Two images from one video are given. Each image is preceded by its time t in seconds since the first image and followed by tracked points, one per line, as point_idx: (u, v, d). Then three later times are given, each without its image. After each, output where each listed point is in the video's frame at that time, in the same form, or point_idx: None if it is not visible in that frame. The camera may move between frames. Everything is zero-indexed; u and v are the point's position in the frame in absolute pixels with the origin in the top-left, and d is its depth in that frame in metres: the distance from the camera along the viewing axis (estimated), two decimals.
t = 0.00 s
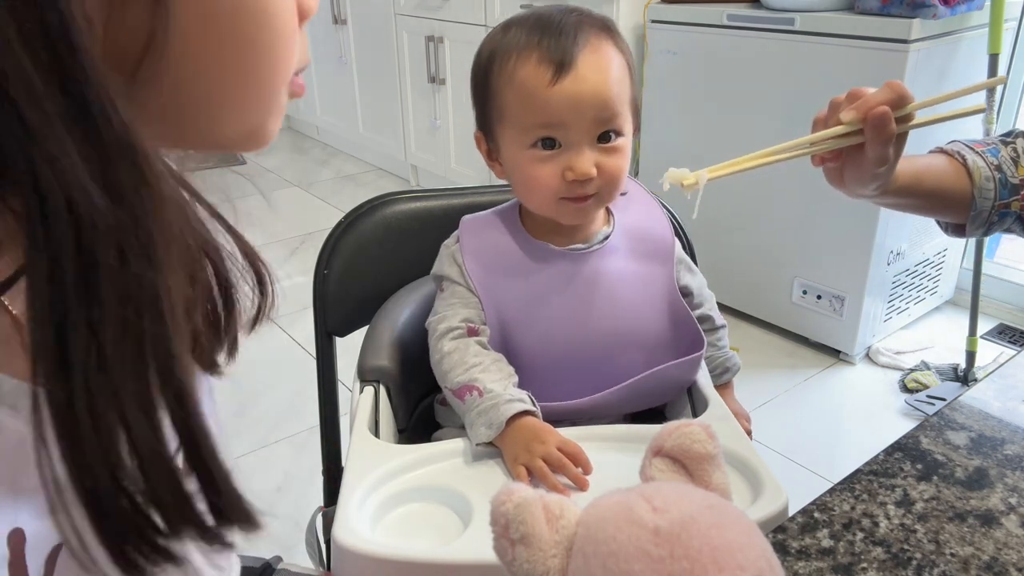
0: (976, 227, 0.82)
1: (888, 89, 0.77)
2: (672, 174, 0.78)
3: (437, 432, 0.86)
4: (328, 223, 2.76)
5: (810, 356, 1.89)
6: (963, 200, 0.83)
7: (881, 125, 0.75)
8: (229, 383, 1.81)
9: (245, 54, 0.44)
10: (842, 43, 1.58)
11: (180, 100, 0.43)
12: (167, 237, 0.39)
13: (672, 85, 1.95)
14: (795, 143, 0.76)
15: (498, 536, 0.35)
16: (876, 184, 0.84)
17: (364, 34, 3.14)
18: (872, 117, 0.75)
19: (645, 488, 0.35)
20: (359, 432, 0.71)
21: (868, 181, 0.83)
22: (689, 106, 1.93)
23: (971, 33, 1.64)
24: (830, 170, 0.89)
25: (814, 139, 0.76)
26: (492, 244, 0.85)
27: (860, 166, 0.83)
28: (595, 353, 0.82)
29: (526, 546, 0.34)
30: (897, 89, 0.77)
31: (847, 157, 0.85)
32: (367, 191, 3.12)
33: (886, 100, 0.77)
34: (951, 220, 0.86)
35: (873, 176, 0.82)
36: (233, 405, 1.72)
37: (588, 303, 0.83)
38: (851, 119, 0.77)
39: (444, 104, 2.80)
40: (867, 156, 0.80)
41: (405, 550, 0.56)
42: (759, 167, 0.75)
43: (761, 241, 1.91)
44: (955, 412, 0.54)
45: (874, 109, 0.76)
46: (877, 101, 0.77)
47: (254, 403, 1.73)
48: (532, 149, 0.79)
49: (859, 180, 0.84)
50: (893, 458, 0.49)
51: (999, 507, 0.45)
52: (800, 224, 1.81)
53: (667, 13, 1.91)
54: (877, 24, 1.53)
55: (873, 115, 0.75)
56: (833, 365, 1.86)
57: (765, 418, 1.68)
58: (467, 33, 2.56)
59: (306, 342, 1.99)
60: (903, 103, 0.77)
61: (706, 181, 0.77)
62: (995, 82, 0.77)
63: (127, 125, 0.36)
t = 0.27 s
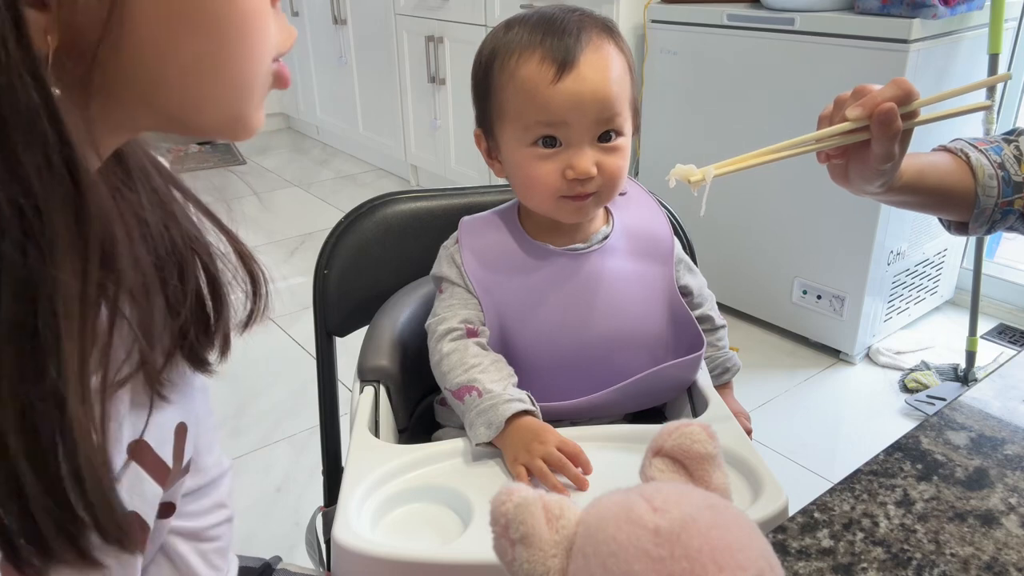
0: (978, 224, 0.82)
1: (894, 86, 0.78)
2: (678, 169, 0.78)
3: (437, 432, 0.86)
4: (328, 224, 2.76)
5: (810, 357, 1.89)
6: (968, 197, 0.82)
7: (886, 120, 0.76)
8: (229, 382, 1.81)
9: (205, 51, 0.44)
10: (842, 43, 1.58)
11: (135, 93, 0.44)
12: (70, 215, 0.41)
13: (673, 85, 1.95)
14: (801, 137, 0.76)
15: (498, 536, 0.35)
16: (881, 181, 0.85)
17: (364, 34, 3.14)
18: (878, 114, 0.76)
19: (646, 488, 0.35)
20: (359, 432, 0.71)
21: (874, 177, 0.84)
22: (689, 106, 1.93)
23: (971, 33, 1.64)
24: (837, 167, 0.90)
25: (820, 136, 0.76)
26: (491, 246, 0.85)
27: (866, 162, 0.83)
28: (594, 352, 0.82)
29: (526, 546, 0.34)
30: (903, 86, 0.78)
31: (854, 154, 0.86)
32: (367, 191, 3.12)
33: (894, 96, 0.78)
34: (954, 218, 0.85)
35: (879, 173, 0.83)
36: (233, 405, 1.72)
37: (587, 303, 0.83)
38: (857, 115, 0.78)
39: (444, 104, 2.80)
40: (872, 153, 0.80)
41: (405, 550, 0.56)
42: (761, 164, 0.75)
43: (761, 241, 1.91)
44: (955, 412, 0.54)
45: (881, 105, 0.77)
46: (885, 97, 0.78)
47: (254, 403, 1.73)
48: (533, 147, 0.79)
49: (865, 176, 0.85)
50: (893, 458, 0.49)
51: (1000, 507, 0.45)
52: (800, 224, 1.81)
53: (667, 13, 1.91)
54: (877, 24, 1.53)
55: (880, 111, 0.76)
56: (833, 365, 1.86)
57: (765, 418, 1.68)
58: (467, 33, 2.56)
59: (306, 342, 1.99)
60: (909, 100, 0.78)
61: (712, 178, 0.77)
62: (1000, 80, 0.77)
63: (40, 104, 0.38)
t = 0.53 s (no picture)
0: (979, 224, 0.82)
1: (896, 87, 0.78)
2: (682, 173, 0.79)
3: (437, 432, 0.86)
4: (328, 223, 2.76)
5: (810, 357, 1.89)
6: (967, 197, 0.82)
7: (889, 122, 0.76)
8: (229, 382, 1.81)
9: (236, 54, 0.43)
10: (842, 43, 1.58)
11: (166, 98, 0.42)
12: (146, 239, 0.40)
13: (672, 85, 1.95)
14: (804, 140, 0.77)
15: (499, 536, 0.35)
16: (883, 183, 0.84)
17: (364, 34, 3.14)
18: (879, 116, 0.76)
19: (645, 488, 0.35)
20: (359, 432, 0.71)
21: (875, 178, 0.84)
22: (688, 106, 1.93)
23: (971, 33, 1.64)
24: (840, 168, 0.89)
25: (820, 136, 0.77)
26: (492, 246, 0.85)
27: (868, 163, 0.83)
28: (594, 352, 0.82)
29: (526, 546, 0.34)
30: (904, 87, 0.78)
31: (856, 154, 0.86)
32: (367, 191, 3.12)
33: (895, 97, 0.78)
34: (953, 217, 0.85)
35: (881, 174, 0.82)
36: (233, 405, 1.73)
37: (587, 303, 0.83)
38: (859, 117, 0.78)
39: (444, 104, 2.80)
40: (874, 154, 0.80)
41: (405, 550, 0.56)
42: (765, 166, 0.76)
43: (761, 241, 1.91)
44: (955, 412, 0.54)
45: (883, 106, 0.77)
46: (887, 98, 0.78)
47: (254, 403, 1.73)
48: (541, 144, 0.79)
49: (867, 177, 0.85)
50: (893, 458, 0.49)
51: (1000, 507, 0.45)
52: (800, 224, 1.81)
53: (667, 13, 1.91)
54: (877, 24, 1.53)
55: (881, 113, 0.76)
56: (833, 365, 1.86)
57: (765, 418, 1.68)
58: (467, 33, 2.56)
59: (306, 342, 1.99)
60: (911, 102, 0.78)
61: (715, 180, 0.77)
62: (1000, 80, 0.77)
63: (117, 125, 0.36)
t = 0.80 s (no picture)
0: (979, 225, 0.82)
1: (896, 89, 0.78)
2: (684, 174, 0.79)
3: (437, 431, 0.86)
4: (328, 224, 2.76)
5: (810, 357, 1.89)
6: (968, 199, 0.83)
7: (891, 123, 0.75)
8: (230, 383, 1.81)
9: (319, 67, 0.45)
10: (842, 43, 1.58)
11: (263, 97, 0.44)
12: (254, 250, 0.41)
13: (672, 85, 1.95)
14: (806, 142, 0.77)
15: (499, 536, 0.35)
16: (883, 185, 0.84)
17: (364, 34, 3.14)
18: (881, 118, 0.76)
19: (646, 487, 0.35)
20: (359, 432, 0.71)
21: (876, 180, 0.84)
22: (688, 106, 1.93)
23: (971, 33, 1.64)
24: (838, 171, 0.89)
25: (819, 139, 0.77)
26: (491, 245, 0.85)
27: (868, 165, 0.83)
28: (593, 352, 0.82)
29: (526, 546, 0.34)
30: (905, 89, 0.78)
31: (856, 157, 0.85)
32: (367, 191, 3.12)
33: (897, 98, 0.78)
34: (954, 218, 0.85)
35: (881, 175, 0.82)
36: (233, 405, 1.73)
37: (586, 302, 0.83)
38: (860, 119, 0.78)
39: (444, 105, 2.80)
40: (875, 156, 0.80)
41: (405, 550, 0.56)
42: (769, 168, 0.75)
43: (761, 241, 1.91)
44: (955, 412, 0.54)
45: (884, 108, 0.77)
46: (887, 100, 0.78)
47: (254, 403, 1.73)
48: (564, 137, 0.79)
49: (867, 179, 0.85)
50: (893, 458, 0.49)
51: (1000, 507, 0.45)
52: (800, 224, 1.81)
53: (667, 13, 1.91)
54: (877, 24, 1.53)
55: (882, 115, 0.76)
56: (833, 365, 1.86)
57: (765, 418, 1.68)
58: (467, 33, 2.56)
59: (306, 342, 1.99)
60: (911, 104, 0.78)
61: (718, 182, 0.77)
62: (1001, 80, 0.78)
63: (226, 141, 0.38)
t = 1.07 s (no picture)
0: (981, 227, 0.82)
1: (895, 93, 0.78)
2: (685, 181, 0.79)
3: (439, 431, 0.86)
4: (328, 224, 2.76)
5: (810, 357, 1.89)
6: (969, 202, 0.83)
7: (891, 127, 0.76)
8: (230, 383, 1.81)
9: (319, 77, 0.51)
10: (842, 43, 1.59)
11: (260, 101, 0.49)
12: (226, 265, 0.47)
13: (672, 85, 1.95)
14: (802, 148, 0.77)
15: (498, 536, 0.35)
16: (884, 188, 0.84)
17: (364, 34, 3.14)
18: (880, 122, 0.76)
19: (645, 488, 0.35)
20: (359, 432, 0.71)
21: (877, 183, 0.84)
22: (688, 106, 1.93)
23: (971, 33, 1.64)
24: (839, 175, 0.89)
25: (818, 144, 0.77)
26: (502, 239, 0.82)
27: (868, 170, 0.83)
28: (597, 350, 0.82)
29: (526, 546, 0.34)
30: (904, 94, 0.78)
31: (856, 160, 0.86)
32: (367, 191, 3.12)
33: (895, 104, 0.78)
34: (956, 222, 0.85)
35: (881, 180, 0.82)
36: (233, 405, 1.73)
37: (594, 301, 0.82)
38: (859, 124, 0.78)
39: (444, 105, 2.80)
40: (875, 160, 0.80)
41: (407, 550, 0.56)
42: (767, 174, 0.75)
43: (761, 241, 1.91)
44: (955, 412, 0.54)
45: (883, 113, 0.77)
46: (886, 105, 0.78)
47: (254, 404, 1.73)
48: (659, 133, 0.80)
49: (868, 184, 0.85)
50: (893, 458, 0.49)
51: (1000, 507, 0.45)
52: (800, 224, 1.81)
53: (666, 13, 1.91)
54: (877, 24, 1.53)
55: (881, 119, 0.76)
56: (833, 365, 1.86)
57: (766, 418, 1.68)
58: (467, 33, 2.56)
59: (306, 343, 1.99)
60: (909, 108, 0.78)
61: (717, 188, 0.77)
62: (1001, 84, 0.78)
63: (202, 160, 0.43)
